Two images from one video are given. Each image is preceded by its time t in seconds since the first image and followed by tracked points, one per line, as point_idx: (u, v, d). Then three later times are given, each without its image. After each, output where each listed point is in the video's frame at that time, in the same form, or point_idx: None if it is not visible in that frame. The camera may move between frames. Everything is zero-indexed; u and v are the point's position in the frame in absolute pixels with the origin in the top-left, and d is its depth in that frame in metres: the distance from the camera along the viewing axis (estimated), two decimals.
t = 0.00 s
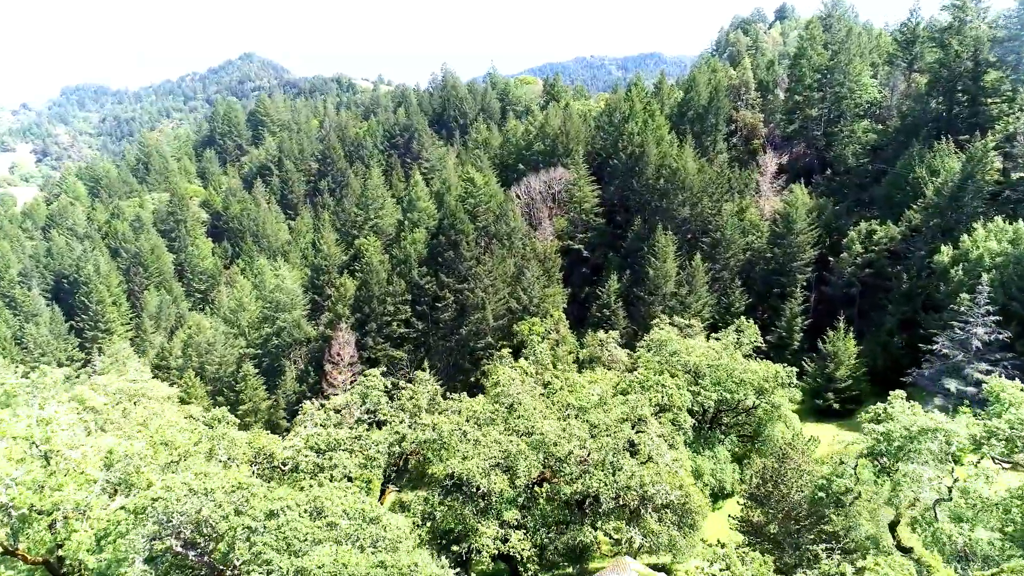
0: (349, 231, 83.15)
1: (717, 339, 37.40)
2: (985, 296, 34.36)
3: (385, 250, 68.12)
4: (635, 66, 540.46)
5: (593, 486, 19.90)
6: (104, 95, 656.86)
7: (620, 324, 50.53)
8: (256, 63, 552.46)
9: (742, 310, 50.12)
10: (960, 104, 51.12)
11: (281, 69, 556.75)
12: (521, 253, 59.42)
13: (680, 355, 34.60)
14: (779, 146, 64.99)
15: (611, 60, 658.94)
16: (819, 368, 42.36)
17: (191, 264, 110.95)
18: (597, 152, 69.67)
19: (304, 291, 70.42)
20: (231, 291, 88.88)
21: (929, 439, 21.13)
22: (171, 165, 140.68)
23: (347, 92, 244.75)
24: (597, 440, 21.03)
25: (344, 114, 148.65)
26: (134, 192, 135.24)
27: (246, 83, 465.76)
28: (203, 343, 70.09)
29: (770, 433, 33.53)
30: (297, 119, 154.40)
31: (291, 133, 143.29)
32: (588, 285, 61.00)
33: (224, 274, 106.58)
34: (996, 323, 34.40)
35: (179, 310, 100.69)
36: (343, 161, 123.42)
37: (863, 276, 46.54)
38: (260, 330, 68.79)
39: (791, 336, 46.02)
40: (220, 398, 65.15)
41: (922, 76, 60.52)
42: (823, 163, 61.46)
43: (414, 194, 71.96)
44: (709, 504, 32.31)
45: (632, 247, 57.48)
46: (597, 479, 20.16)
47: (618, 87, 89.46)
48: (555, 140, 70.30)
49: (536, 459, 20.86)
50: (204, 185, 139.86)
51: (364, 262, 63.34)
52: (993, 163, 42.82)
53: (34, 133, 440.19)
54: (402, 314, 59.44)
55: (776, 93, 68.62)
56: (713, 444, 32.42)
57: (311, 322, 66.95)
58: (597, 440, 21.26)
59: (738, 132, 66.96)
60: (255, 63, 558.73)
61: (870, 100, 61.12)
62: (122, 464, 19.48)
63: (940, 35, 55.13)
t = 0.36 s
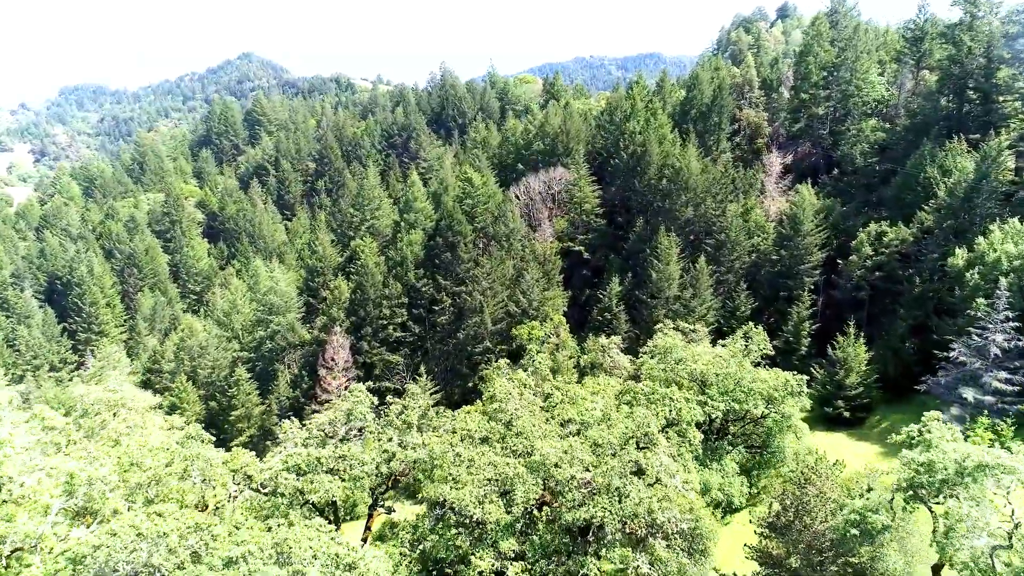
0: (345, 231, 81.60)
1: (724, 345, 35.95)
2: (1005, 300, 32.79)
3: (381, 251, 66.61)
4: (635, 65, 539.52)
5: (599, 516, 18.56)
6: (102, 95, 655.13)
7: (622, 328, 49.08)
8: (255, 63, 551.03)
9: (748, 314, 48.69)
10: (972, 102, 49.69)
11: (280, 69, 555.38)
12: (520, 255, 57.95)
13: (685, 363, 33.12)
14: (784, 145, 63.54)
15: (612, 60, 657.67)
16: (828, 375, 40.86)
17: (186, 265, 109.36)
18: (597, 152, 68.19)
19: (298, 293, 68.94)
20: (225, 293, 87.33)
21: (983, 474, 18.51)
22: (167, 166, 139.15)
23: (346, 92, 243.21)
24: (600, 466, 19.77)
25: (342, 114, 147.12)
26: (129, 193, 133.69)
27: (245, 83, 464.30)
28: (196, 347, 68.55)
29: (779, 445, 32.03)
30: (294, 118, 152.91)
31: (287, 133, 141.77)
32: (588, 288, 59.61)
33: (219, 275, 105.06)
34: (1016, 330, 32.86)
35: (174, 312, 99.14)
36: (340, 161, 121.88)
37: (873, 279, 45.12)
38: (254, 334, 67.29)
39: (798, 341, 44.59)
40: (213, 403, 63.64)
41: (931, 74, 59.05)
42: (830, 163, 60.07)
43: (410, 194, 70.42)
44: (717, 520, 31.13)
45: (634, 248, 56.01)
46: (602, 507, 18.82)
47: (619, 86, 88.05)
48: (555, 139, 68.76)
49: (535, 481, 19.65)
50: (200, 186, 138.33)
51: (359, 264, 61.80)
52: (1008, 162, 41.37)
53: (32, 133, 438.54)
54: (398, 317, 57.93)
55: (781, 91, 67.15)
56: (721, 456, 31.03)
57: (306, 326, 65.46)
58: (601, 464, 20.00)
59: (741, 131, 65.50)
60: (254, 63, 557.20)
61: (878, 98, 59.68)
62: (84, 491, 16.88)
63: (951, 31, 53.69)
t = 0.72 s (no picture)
0: (341, 233, 80.13)
1: (732, 352, 34.57)
2: None
3: (377, 254, 65.21)
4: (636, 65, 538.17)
5: (606, 549, 17.98)
6: (102, 96, 653.26)
7: (625, 333, 47.75)
8: (255, 63, 549.65)
9: (755, 319, 47.23)
10: (985, 100, 48.31)
11: (281, 69, 554.04)
12: (520, 258, 56.54)
13: (691, 371, 31.67)
14: (790, 145, 62.13)
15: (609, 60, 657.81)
16: (839, 383, 39.53)
17: (182, 266, 107.86)
18: (599, 152, 66.78)
19: (295, 296, 67.56)
20: (220, 295, 85.86)
21: None
22: (165, 167, 137.75)
23: (346, 92, 241.65)
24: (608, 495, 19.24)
25: (340, 114, 145.63)
26: (126, 194, 132.36)
27: (245, 83, 462.69)
28: (190, 352, 67.08)
29: (791, 458, 30.66)
30: (293, 118, 151.44)
31: (286, 133, 140.32)
32: (590, 291, 58.30)
33: (216, 277, 103.67)
34: None
35: (170, 314, 97.69)
36: (338, 161, 120.44)
37: (885, 283, 43.71)
38: (248, 338, 65.87)
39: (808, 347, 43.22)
40: (206, 408, 62.25)
41: (941, 72, 57.65)
42: (837, 163, 58.81)
43: (408, 195, 68.96)
44: (726, 536, 29.78)
45: (637, 250, 54.59)
46: (609, 540, 18.22)
47: (621, 85, 86.60)
48: (556, 139, 67.23)
49: (535, 509, 19.03)
50: (197, 186, 136.87)
51: (356, 267, 60.36)
52: None
53: (31, 134, 436.83)
54: (395, 321, 56.54)
55: (787, 90, 65.72)
56: (729, 470, 29.70)
57: (302, 330, 64.07)
58: (609, 491, 19.45)
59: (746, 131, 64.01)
60: (255, 63, 555.71)
61: (887, 97, 58.16)
62: (36, 520, 15.17)
63: (964, 28, 52.26)
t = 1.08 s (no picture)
0: (338, 234, 78.78)
1: (739, 361, 33.24)
2: None
3: (374, 256, 63.89)
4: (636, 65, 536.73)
5: None
6: (102, 95, 651.97)
7: (627, 338, 46.47)
8: (255, 63, 548.49)
9: (761, 324, 45.81)
10: (998, 99, 47.01)
11: (280, 69, 552.71)
12: (520, 261, 55.19)
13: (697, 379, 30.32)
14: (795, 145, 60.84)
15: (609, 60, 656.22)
16: (849, 391, 38.18)
17: (178, 268, 106.54)
18: (601, 152, 65.47)
19: (290, 300, 66.25)
20: (216, 297, 84.47)
21: None
22: (162, 167, 136.43)
23: (345, 91, 240.22)
24: (613, 529, 18.86)
25: (339, 113, 144.29)
26: (123, 195, 131.06)
27: (245, 83, 461.37)
28: (183, 355, 65.76)
29: (801, 472, 29.08)
30: (291, 118, 150.13)
31: (284, 133, 139.05)
32: (592, 295, 56.99)
33: (212, 279, 102.35)
34: None
35: (165, 316, 96.32)
36: (336, 161, 119.02)
37: (896, 288, 42.38)
38: (242, 342, 64.55)
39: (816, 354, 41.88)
40: (199, 414, 60.84)
41: (951, 71, 56.33)
42: (844, 164, 57.51)
43: (406, 197, 67.55)
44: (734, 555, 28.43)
45: (639, 253, 53.28)
46: None
47: (622, 85, 85.24)
48: (556, 139, 65.86)
49: (533, 543, 18.42)
50: (194, 186, 135.53)
51: (352, 270, 59.06)
52: None
53: (31, 134, 435.65)
54: (392, 325, 55.18)
55: (792, 89, 64.39)
56: (738, 486, 28.32)
57: (297, 333, 62.75)
58: (614, 526, 18.93)
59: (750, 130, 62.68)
60: (255, 63, 554.51)
61: (896, 96, 56.84)
62: None
63: (975, 25, 50.93)
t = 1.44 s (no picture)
0: (334, 236, 77.42)
1: (746, 372, 31.96)
2: None
3: (370, 259, 62.57)
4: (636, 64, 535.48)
5: None
6: (101, 95, 650.43)
7: (629, 344, 45.17)
8: (254, 63, 547.15)
9: (767, 330, 44.42)
10: (1010, 99, 45.69)
11: (280, 69, 551.32)
12: (520, 264, 53.89)
13: (704, 391, 28.92)
14: (801, 145, 59.54)
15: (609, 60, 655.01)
16: (859, 402, 36.97)
17: (174, 269, 105.17)
18: (602, 153, 64.16)
19: (285, 303, 64.92)
20: (210, 300, 83.11)
21: None
22: (158, 167, 135.09)
23: (344, 91, 238.77)
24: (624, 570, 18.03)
25: (337, 114, 142.93)
26: (118, 195, 129.68)
27: (245, 83, 459.96)
28: (175, 360, 64.39)
29: (812, 488, 27.79)
30: (288, 118, 148.78)
31: (281, 133, 137.71)
32: (592, 299, 55.68)
33: (208, 280, 100.98)
34: None
35: (160, 319, 94.91)
36: (334, 161, 117.60)
37: (906, 293, 41.07)
38: (236, 346, 63.19)
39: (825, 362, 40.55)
40: (191, 420, 59.53)
41: (961, 69, 54.99)
42: (851, 165, 56.20)
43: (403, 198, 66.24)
44: None
45: (641, 256, 51.98)
46: None
47: (624, 85, 83.90)
48: (556, 139, 64.52)
49: None
50: (191, 187, 134.19)
51: (347, 273, 57.71)
52: None
53: (29, 134, 434.19)
54: (388, 330, 53.85)
55: (797, 89, 63.07)
56: (746, 503, 27.06)
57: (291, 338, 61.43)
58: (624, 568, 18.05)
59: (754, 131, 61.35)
60: (254, 63, 553.05)
61: (904, 96, 55.50)
62: None
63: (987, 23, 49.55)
